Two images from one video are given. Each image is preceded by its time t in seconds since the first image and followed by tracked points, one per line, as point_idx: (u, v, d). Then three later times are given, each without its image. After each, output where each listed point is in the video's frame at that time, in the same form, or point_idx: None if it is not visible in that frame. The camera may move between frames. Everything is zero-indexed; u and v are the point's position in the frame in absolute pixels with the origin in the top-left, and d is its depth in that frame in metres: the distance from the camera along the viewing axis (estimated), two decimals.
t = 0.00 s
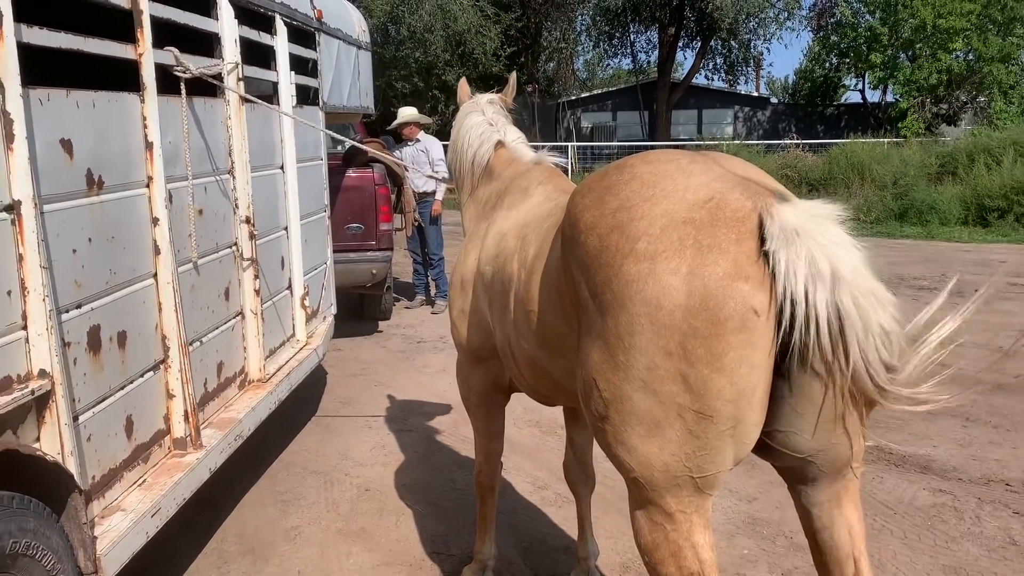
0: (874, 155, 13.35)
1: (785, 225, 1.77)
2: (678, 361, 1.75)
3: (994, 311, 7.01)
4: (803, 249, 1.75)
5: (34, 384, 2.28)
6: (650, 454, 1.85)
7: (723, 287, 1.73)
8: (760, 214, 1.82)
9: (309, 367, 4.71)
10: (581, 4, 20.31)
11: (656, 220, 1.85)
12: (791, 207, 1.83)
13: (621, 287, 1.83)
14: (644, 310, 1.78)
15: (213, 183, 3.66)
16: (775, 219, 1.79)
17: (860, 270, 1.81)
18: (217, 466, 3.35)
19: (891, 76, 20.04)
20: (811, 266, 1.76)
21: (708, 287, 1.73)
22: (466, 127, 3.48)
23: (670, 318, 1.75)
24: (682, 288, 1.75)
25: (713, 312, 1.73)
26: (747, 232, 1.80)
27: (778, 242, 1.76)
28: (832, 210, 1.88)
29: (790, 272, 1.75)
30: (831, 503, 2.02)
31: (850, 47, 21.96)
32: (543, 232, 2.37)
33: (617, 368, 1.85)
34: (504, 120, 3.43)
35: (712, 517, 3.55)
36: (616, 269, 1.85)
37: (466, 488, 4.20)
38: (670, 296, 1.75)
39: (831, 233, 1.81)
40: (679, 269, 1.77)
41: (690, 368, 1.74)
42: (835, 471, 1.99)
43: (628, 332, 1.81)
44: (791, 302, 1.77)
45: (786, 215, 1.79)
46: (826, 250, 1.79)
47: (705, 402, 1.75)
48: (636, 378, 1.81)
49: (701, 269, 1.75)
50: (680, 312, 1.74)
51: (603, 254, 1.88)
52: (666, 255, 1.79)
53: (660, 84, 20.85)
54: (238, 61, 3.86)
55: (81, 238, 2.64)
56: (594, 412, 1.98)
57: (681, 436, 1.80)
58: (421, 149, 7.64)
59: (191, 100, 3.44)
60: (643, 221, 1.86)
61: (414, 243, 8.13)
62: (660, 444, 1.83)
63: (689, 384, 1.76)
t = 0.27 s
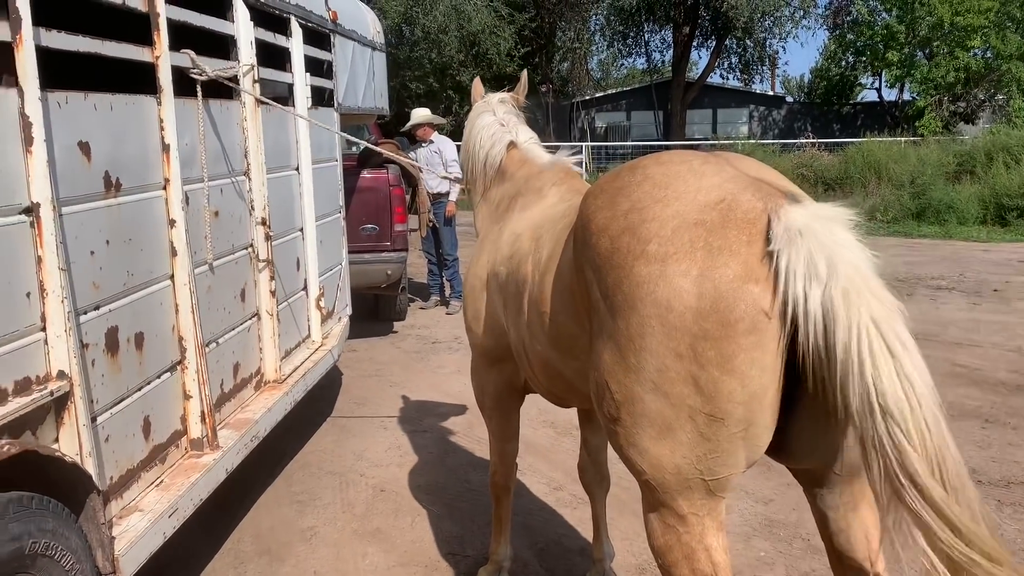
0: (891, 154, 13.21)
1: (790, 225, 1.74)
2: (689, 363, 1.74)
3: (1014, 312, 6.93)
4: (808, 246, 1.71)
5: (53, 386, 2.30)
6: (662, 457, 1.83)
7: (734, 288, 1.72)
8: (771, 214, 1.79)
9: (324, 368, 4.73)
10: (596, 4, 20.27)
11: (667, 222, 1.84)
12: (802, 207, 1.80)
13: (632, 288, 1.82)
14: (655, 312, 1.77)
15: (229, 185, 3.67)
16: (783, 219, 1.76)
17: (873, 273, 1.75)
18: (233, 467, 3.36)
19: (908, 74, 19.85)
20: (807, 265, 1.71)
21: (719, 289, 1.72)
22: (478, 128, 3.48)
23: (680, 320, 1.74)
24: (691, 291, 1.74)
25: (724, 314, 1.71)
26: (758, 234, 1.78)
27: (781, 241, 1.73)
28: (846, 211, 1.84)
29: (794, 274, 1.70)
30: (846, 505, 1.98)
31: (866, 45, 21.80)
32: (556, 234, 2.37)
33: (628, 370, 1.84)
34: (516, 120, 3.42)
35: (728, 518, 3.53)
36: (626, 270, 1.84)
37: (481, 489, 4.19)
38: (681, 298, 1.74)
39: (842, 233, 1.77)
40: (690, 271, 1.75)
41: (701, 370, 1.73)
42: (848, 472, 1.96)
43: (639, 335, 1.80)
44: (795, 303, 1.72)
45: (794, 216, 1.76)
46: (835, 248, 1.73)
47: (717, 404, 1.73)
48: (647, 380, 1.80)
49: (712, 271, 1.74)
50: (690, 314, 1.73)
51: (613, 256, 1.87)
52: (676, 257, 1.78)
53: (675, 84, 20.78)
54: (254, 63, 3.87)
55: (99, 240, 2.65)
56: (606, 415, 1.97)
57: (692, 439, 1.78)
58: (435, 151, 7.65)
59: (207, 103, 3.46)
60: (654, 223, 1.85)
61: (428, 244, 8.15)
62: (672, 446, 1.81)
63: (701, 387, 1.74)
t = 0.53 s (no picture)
0: (910, 145, 13.04)
1: (798, 214, 1.70)
2: (702, 356, 1.72)
3: None
4: (815, 231, 1.66)
5: (71, 379, 2.32)
6: (676, 452, 1.82)
7: (747, 281, 1.69)
8: (784, 206, 1.76)
9: (341, 362, 4.74)
10: None
11: (679, 215, 1.82)
12: (814, 197, 1.76)
13: (644, 282, 1.80)
14: (667, 306, 1.76)
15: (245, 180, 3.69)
16: (793, 209, 1.72)
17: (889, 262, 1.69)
18: (249, 460, 3.38)
19: (926, 65, 19.61)
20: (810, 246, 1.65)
21: (732, 282, 1.70)
22: (487, 121, 3.47)
23: (693, 313, 1.72)
24: (702, 284, 1.72)
25: (737, 307, 1.69)
26: (771, 226, 1.75)
27: (789, 228, 1.69)
28: (859, 203, 1.79)
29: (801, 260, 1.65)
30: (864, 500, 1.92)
31: (884, 36, 21.55)
32: (570, 227, 2.35)
33: (641, 364, 1.83)
34: (526, 114, 3.41)
35: (744, 512, 3.50)
36: (639, 264, 1.82)
37: (496, 483, 4.19)
38: (693, 291, 1.73)
39: (853, 219, 1.71)
40: (703, 264, 1.73)
41: (714, 364, 1.71)
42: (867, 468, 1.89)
43: (652, 329, 1.79)
44: (797, 288, 1.66)
45: (804, 205, 1.71)
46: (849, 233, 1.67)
47: (730, 398, 1.71)
48: (660, 374, 1.79)
49: (725, 264, 1.72)
50: (703, 307, 1.71)
51: (626, 249, 1.86)
52: (689, 250, 1.76)
53: (690, 76, 20.65)
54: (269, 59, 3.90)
55: (116, 235, 2.67)
56: (620, 409, 1.96)
57: (707, 433, 1.76)
58: (450, 145, 7.65)
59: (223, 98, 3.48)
60: (667, 216, 1.83)
61: (443, 238, 8.15)
62: (686, 441, 1.80)
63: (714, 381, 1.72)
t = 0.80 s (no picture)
0: (919, 131, 12.86)
1: (802, 199, 1.68)
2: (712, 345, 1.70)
3: None
4: (811, 214, 1.64)
5: (76, 372, 2.31)
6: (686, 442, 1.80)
7: (757, 269, 1.66)
8: (793, 191, 1.73)
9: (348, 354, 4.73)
10: None
11: (688, 201, 1.79)
12: (822, 182, 1.73)
13: (653, 270, 1.78)
14: (677, 294, 1.73)
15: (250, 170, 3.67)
16: (798, 194, 1.70)
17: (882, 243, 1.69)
18: (257, 452, 3.37)
19: (936, 51, 19.41)
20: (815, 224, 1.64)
21: (742, 270, 1.67)
22: (493, 109, 3.44)
23: (702, 302, 1.70)
24: (712, 271, 1.69)
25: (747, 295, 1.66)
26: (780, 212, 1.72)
27: (794, 210, 1.67)
28: (866, 189, 1.76)
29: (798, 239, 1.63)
30: (874, 487, 1.89)
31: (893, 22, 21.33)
32: (575, 215, 2.32)
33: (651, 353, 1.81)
34: (532, 101, 3.38)
35: (753, 502, 3.48)
36: (647, 252, 1.80)
37: (504, 473, 4.18)
38: (704, 279, 1.70)
39: (858, 205, 1.69)
40: (712, 252, 1.70)
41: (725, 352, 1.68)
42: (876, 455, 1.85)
43: (661, 318, 1.76)
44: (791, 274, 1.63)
45: (809, 190, 1.69)
46: (843, 220, 1.65)
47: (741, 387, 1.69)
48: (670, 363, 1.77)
49: (735, 251, 1.69)
50: (713, 295, 1.68)
51: (634, 237, 1.84)
52: (698, 237, 1.73)
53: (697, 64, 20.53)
54: (272, 48, 3.87)
55: (120, 227, 2.65)
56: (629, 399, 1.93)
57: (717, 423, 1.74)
58: (456, 135, 7.61)
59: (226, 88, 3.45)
60: (675, 202, 1.80)
61: (450, 228, 8.12)
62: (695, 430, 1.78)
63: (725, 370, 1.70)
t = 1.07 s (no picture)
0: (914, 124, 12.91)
1: (803, 193, 1.68)
2: (708, 340, 1.68)
3: None
4: (819, 213, 1.63)
5: (66, 371, 2.29)
6: (680, 437, 1.79)
7: (753, 263, 1.65)
8: (789, 185, 1.72)
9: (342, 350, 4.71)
10: None
11: (683, 195, 1.78)
12: (819, 176, 1.73)
13: (648, 264, 1.76)
14: (672, 289, 1.72)
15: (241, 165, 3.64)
16: (797, 188, 1.69)
17: (897, 244, 1.69)
18: (250, 449, 3.35)
19: (929, 42, 19.40)
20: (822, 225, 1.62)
21: (738, 264, 1.66)
22: (486, 102, 3.41)
23: (698, 296, 1.68)
24: (708, 266, 1.68)
25: (743, 289, 1.65)
26: (776, 206, 1.71)
27: (794, 207, 1.66)
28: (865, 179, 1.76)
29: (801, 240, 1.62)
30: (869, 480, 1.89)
31: (887, 13, 21.31)
32: (568, 210, 2.31)
33: (646, 348, 1.79)
34: (525, 94, 3.36)
35: (748, 495, 3.48)
36: (642, 246, 1.78)
37: (499, 468, 4.17)
38: (699, 274, 1.68)
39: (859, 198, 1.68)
40: (707, 246, 1.69)
41: (720, 347, 1.67)
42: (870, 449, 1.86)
43: (656, 312, 1.75)
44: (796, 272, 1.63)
45: (807, 184, 1.69)
46: (853, 217, 1.63)
47: (736, 382, 1.68)
48: (665, 358, 1.75)
49: (730, 245, 1.67)
50: (708, 290, 1.67)
51: (628, 231, 1.82)
52: (693, 232, 1.72)
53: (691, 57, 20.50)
54: (263, 42, 3.84)
55: (109, 224, 2.63)
56: (624, 394, 1.92)
57: (712, 418, 1.73)
58: (450, 129, 7.57)
59: (217, 82, 3.43)
60: (670, 196, 1.79)
61: (445, 223, 8.09)
62: (690, 425, 1.77)
63: (720, 365, 1.69)
